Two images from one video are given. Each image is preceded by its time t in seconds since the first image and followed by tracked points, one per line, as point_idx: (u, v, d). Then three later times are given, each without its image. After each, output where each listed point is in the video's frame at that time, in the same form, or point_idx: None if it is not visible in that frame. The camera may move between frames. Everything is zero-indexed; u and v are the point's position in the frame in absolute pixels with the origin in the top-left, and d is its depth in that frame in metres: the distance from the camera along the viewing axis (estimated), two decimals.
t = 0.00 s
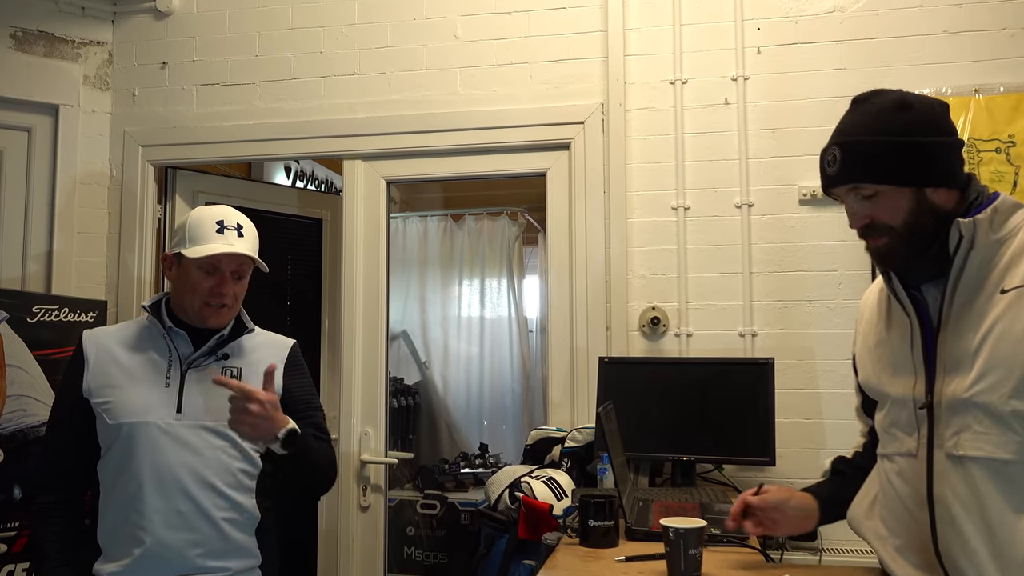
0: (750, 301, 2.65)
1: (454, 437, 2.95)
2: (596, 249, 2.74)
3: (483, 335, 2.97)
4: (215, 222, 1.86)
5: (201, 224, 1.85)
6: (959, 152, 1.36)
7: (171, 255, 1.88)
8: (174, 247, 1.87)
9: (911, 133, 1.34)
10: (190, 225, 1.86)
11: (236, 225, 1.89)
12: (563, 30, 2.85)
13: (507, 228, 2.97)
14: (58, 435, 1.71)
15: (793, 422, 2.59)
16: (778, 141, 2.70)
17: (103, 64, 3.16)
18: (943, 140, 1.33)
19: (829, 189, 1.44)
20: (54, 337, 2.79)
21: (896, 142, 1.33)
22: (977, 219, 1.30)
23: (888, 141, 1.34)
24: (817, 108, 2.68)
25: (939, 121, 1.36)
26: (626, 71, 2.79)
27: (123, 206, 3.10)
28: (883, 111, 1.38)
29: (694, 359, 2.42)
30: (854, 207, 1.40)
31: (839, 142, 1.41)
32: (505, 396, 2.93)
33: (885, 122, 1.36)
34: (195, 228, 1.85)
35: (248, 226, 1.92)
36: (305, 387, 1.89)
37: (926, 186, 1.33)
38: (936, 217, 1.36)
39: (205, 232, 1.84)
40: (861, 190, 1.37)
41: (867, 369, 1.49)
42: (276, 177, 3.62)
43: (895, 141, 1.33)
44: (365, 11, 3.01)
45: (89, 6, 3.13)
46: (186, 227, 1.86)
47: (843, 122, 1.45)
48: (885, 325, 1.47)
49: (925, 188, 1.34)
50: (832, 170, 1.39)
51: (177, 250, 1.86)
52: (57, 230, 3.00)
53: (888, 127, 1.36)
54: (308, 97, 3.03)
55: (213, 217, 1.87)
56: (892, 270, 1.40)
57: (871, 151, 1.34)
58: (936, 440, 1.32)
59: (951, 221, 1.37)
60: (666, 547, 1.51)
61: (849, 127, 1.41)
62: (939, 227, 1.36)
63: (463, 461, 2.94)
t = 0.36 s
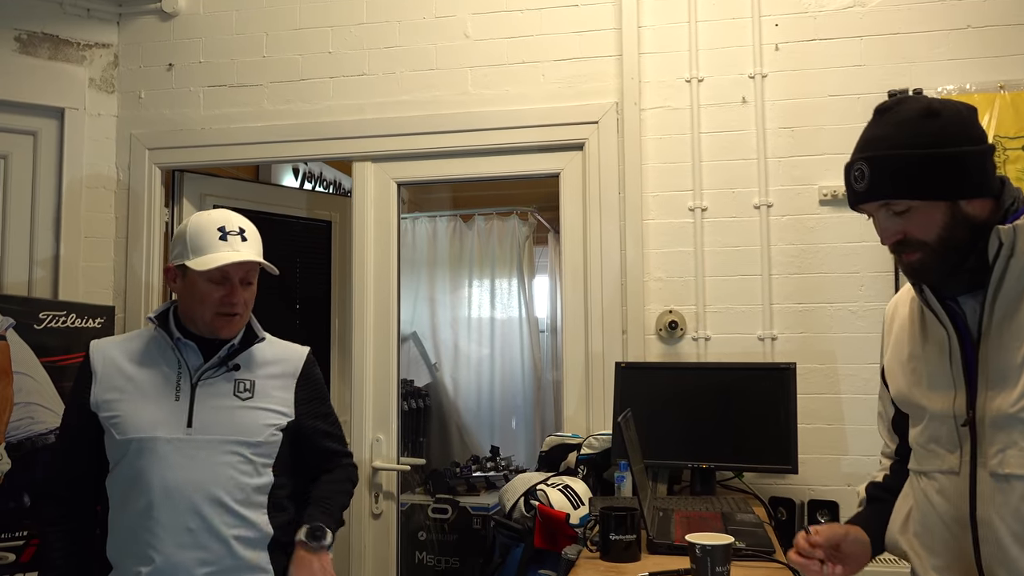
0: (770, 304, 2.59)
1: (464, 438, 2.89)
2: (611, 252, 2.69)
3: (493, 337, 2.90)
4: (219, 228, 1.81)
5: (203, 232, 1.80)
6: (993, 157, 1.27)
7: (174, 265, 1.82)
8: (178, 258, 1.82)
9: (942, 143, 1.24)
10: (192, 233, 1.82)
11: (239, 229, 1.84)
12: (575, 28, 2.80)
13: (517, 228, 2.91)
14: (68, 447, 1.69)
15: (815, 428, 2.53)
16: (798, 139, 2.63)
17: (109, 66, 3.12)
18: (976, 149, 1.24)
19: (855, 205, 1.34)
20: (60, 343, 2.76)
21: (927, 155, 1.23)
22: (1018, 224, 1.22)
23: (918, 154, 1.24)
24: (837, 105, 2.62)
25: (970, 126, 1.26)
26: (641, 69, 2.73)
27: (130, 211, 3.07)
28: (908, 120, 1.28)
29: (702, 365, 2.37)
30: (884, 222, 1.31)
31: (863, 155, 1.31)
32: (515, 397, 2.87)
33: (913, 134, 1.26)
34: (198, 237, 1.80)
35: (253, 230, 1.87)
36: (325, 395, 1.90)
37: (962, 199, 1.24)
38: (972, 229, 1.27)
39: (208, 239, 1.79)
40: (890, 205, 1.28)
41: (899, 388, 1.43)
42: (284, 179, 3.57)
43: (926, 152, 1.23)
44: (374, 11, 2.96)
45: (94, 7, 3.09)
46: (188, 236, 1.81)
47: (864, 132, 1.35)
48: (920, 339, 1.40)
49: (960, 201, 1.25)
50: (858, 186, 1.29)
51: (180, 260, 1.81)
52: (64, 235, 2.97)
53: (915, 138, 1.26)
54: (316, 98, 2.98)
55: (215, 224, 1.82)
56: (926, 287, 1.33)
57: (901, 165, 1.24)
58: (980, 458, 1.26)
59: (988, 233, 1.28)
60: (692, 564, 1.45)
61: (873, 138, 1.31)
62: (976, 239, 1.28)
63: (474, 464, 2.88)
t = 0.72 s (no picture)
0: (791, 290, 2.58)
1: (478, 419, 2.90)
2: (632, 236, 2.67)
3: (506, 320, 2.90)
4: (256, 217, 1.91)
5: (241, 220, 1.89)
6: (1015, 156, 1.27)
7: (211, 252, 1.89)
8: (215, 244, 1.89)
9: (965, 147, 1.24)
10: (229, 220, 1.90)
11: (274, 218, 1.95)
12: (597, 9, 2.76)
13: (532, 209, 2.89)
14: (100, 429, 1.73)
15: (834, 415, 2.53)
16: (822, 124, 2.60)
17: (126, 45, 3.10)
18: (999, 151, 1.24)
19: (877, 210, 1.33)
20: (79, 323, 2.77)
21: (950, 160, 1.23)
22: None
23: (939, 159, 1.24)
24: (862, 89, 2.58)
25: (992, 128, 1.26)
26: (663, 52, 2.70)
27: (148, 191, 3.07)
28: (928, 125, 1.27)
29: (725, 350, 2.36)
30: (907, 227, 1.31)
31: (883, 161, 1.31)
32: (529, 373, 2.87)
33: (934, 138, 1.26)
34: (236, 225, 1.89)
35: (284, 219, 1.98)
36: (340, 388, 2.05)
37: (986, 203, 1.25)
38: (996, 231, 1.28)
39: (246, 227, 1.89)
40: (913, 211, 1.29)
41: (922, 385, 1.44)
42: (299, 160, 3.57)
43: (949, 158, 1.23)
44: None
45: None
46: (226, 223, 1.89)
47: (883, 137, 1.35)
48: (946, 340, 1.40)
49: (983, 205, 1.26)
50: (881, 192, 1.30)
51: (218, 247, 1.88)
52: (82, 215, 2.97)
53: (937, 143, 1.26)
54: (334, 79, 2.96)
55: (252, 212, 1.92)
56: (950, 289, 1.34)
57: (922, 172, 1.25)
58: (1015, 457, 1.27)
59: (1012, 234, 1.29)
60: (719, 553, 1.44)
61: (893, 144, 1.31)
62: (1000, 240, 1.29)
63: (488, 445, 2.89)
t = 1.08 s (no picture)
0: (810, 281, 2.59)
1: (487, 407, 2.92)
2: (651, 226, 2.68)
3: (516, 307, 2.92)
4: (286, 205, 1.91)
5: (272, 208, 1.89)
6: None
7: (239, 240, 1.89)
8: (244, 233, 1.89)
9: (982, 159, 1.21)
10: (258, 209, 1.89)
11: (303, 207, 1.94)
12: None
13: (542, 197, 2.91)
14: (133, 418, 1.75)
15: (852, 406, 2.55)
16: (842, 115, 2.60)
17: (142, 30, 3.09)
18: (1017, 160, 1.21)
19: (894, 221, 1.31)
20: (98, 310, 2.78)
21: (968, 173, 1.21)
22: None
23: (958, 172, 1.22)
24: (884, 81, 2.58)
25: (1009, 136, 1.24)
26: (683, 41, 2.69)
27: (164, 178, 3.07)
28: (946, 135, 1.25)
29: (739, 342, 2.38)
30: (926, 239, 1.29)
31: (900, 172, 1.28)
32: (538, 366, 2.89)
33: (953, 149, 1.23)
34: (266, 213, 1.88)
35: (312, 209, 1.97)
36: (367, 376, 2.01)
37: (1005, 213, 1.23)
38: (1016, 239, 1.26)
39: (277, 216, 1.88)
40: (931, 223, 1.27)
41: (945, 386, 1.44)
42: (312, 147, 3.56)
43: (967, 170, 1.21)
44: None
45: None
46: (255, 212, 1.89)
47: (898, 145, 1.31)
48: (964, 339, 1.41)
49: (1002, 215, 1.24)
50: (899, 205, 1.27)
51: (247, 236, 1.88)
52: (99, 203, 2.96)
53: (955, 153, 1.23)
54: (351, 67, 2.96)
55: (281, 201, 1.91)
56: (968, 293, 1.34)
57: (939, 185, 1.22)
58: None
59: None
60: (751, 546, 1.46)
61: (910, 154, 1.28)
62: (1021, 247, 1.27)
63: (498, 432, 2.91)
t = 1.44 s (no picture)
0: (820, 281, 2.62)
1: (490, 403, 2.94)
2: (663, 226, 2.70)
3: (518, 304, 2.94)
4: (302, 205, 1.90)
5: (288, 209, 1.88)
6: None
7: (258, 242, 1.89)
8: (262, 234, 1.89)
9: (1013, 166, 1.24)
10: (275, 209, 1.88)
11: (319, 206, 1.93)
12: None
13: (544, 193, 2.94)
14: (161, 419, 1.76)
15: (861, 405, 2.59)
16: (853, 117, 2.63)
17: (152, 27, 3.09)
18: None
19: (925, 226, 1.34)
20: (109, 308, 2.77)
21: (999, 179, 1.24)
22: None
23: (988, 178, 1.25)
24: (894, 83, 2.61)
25: None
26: (696, 42, 2.71)
27: (175, 175, 3.07)
28: (975, 143, 1.27)
29: (748, 342, 2.42)
30: (957, 243, 1.32)
31: (930, 178, 1.31)
32: (541, 363, 2.92)
33: (983, 156, 1.26)
34: (283, 214, 1.87)
35: (329, 207, 1.95)
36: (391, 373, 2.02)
37: None
38: None
39: (294, 217, 1.87)
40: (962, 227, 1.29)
41: (968, 387, 1.47)
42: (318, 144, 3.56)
43: (998, 177, 1.24)
44: None
45: None
46: (272, 212, 1.88)
47: (926, 153, 1.35)
48: (986, 342, 1.43)
49: None
50: (931, 211, 1.31)
51: (265, 237, 1.88)
52: (109, 200, 2.96)
53: (985, 161, 1.26)
54: (363, 65, 2.96)
55: (297, 201, 1.90)
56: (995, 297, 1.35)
57: (971, 192, 1.25)
58: None
59: None
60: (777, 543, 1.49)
61: (939, 161, 1.31)
62: None
63: (502, 429, 2.93)
